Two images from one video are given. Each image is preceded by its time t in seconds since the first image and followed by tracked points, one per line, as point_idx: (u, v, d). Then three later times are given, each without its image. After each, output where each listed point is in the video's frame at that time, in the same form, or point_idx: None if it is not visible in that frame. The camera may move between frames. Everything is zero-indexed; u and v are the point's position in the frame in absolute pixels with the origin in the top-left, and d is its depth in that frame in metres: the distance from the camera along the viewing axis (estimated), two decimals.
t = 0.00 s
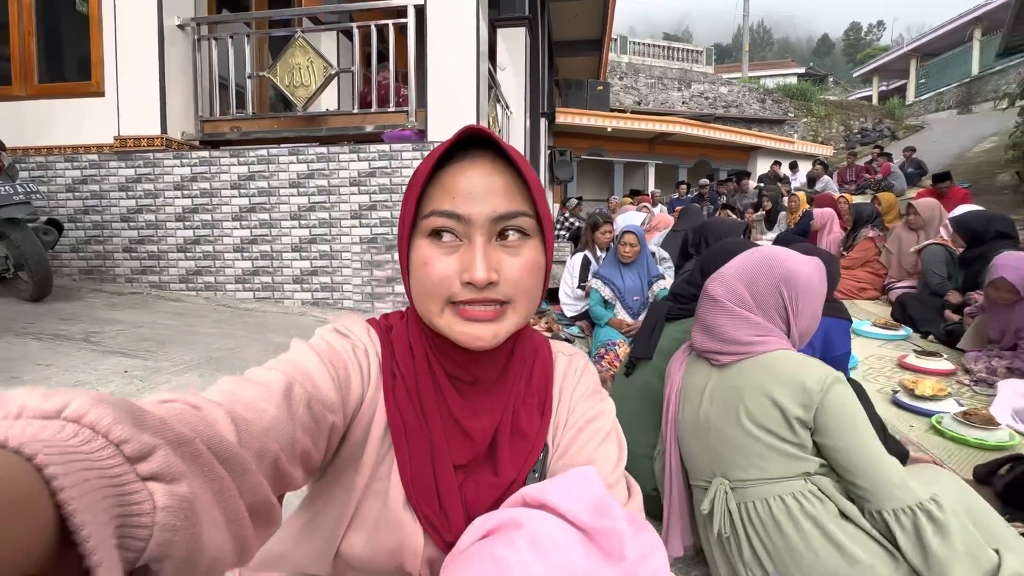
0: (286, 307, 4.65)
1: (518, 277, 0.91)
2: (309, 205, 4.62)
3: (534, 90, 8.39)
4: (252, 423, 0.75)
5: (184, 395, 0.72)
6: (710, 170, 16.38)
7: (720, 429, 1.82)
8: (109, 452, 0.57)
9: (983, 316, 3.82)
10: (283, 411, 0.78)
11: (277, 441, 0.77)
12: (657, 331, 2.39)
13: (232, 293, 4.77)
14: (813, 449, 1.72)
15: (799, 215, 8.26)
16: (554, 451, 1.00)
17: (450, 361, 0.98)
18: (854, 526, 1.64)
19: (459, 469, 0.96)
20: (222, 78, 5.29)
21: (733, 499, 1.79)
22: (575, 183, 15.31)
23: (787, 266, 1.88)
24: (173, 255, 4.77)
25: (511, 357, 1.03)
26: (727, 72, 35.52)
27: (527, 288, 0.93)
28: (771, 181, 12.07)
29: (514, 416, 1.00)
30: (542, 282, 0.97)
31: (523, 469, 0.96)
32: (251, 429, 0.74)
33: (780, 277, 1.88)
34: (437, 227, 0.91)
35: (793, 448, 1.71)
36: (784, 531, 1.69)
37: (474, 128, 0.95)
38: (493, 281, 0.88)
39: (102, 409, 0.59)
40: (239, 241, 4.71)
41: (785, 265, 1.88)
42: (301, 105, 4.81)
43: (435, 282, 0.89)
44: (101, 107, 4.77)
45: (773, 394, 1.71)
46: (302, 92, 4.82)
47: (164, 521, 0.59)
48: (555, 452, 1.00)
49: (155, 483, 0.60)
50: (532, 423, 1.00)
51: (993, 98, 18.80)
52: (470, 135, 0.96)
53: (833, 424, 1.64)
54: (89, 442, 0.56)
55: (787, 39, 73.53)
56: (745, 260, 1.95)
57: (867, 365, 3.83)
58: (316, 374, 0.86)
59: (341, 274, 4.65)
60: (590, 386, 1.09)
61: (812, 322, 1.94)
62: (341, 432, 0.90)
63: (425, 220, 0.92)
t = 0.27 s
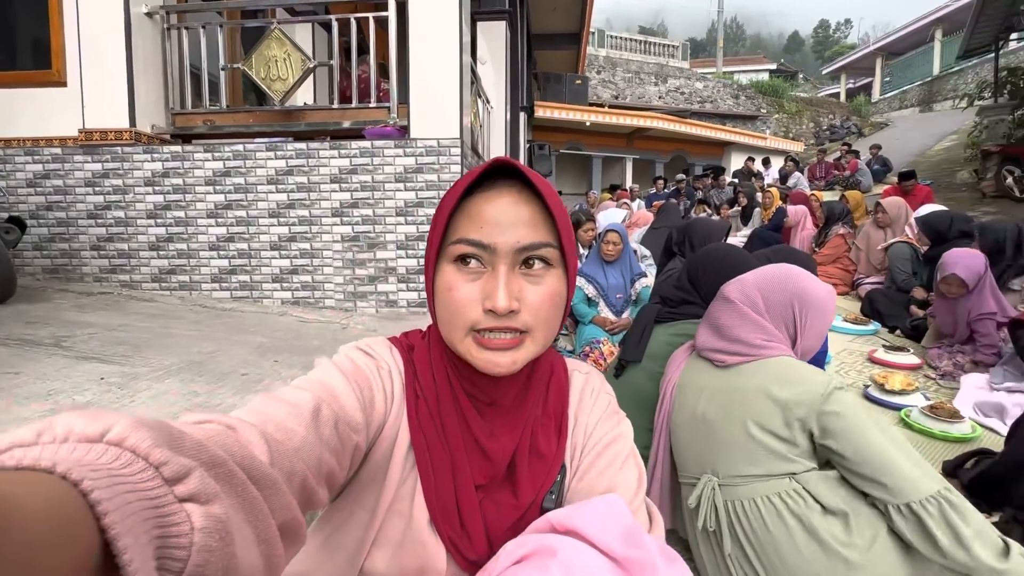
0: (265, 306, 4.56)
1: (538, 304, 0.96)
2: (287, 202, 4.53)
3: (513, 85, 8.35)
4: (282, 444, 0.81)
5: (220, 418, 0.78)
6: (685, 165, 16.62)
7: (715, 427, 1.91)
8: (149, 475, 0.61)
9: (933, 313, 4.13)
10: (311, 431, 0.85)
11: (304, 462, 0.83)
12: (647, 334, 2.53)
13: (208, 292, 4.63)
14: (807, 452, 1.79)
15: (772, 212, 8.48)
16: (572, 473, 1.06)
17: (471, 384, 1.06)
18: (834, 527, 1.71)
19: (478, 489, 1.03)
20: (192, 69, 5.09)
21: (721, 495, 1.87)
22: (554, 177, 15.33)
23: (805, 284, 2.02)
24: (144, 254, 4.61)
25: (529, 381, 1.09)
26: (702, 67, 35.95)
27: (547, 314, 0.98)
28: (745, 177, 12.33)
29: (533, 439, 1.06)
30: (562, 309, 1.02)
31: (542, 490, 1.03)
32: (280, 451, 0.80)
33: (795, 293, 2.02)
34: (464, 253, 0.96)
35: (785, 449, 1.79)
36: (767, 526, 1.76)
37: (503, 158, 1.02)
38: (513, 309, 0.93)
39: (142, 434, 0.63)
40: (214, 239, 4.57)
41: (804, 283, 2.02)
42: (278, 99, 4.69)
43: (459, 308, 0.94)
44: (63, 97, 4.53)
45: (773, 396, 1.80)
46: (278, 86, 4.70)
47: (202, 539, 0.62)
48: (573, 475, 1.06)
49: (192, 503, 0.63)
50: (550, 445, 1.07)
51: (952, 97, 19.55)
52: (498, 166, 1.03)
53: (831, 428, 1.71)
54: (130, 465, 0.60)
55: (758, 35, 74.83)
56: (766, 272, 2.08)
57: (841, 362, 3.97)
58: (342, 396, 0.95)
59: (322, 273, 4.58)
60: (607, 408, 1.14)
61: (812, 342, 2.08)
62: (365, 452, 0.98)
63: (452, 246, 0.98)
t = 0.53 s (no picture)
0: (243, 305, 4.46)
1: (539, 313, 1.05)
2: (266, 198, 4.43)
3: (495, 79, 8.29)
4: (284, 448, 0.82)
5: (221, 421, 0.78)
6: (665, 161, 16.82)
7: (741, 427, 1.94)
8: (150, 474, 0.60)
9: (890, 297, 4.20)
10: (315, 438, 0.88)
11: (305, 468, 0.84)
12: (632, 334, 2.55)
13: (183, 290, 4.50)
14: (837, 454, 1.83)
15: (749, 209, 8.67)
16: (575, 488, 1.14)
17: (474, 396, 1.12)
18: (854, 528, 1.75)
19: (482, 500, 1.10)
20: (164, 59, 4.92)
21: (743, 494, 1.90)
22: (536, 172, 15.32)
23: (816, 285, 2.06)
24: (115, 250, 4.45)
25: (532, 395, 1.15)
26: (681, 64, 36.34)
27: (547, 324, 1.06)
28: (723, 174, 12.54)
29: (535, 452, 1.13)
30: (563, 319, 1.11)
31: (545, 502, 1.10)
32: (282, 455, 0.81)
33: (809, 295, 2.06)
34: (471, 263, 1.07)
35: (813, 451, 1.83)
36: (789, 525, 1.80)
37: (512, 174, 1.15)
38: (513, 316, 1.02)
39: (144, 433, 0.63)
40: (190, 236, 4.45)
41: (816, 285, 2.07)
42: (255, 93, 4.57)
43: (464, 314, 1.03)
44: (24, 87, 4.31)
45: (803, 398, 1.83)
46: (255, 78, 4.58)
47: (199, 542, 0.61)
48: (577, 489, 1.14)
49: (190, 505, 0.63)
50: (553, 459, 1.14)
51: (919, 97, 20.18)
52: (507, 181, 1.16)
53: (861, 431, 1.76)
54: (131, 464, 0.60)
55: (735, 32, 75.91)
56: (777, 277, 2.13)
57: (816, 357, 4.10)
58: (348, 405, 0.99)
59: (303, 271, 4.50)
60: (611, 423, 1.22)
61: (830, 343, 2.12)
62: (367, 460, 1.03)
63: (461, 254, 1.08)
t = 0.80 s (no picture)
0: (224, 303, 4.37)
1: (527, 321, 1.06)
2: (247, 194, 4.34)
3: (480, 74, 8.24)
4: (274, 458, 0.82)
5: (209, 430, 0.78)
6: (649, 158, 16.94)
7: (764, 423, 1.97)
8: (135, 488, 0.59)
9: (859, 286, 4.46)
10: (306, 447, 0.87)
11: (296, 478, 0.84)
12: (617, 335, 2.60)
13: (161, 288, 4.39)
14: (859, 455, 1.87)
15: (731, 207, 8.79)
16: (572, 499, 1.15)
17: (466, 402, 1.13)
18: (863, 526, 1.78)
19: (478, 508, 1.11)
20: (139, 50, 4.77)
21: (759, 489, 1.91)
22: (520, 169, 15.30)
23: (836, 293, 2.12)
24: (88, 247, 4.30)
25: (526, 402, 1.16)
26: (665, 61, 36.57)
27: (535, 331, 1.06)
28: (705, 172, 12.69)
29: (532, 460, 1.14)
30: (552, 328, 1.11)
31: (543, 511, 1.11)
32: (273, 464, 0.81)
33: (831, 302, 2.12)
34: (462, 269, 1.07)
35: (833, 451, 1.86)
36: (803, 521, 1.81)
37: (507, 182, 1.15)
38: (500, 324, 1.02)
39: (130, 445, 0.62)
40: (167, 232, 4.34)
41: (837, 293, 2.12)
42: (234, 86, 4.47)
43: (453, 320, 1.04)
44: None
45: (832, 397, 1.88)
46: (235, 71, 4.47)
47: (186, 556, 0.60)
48: (574, 499, 1.15)
49: (176, 519, 0.62)
50: (550, 468, 1.16)
51: (894, 98, 20.67)
52: (501, 189, 1.16)
53: (886, 431, 1.81)
54: (116, 477, 0.59)
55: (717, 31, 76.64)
56: (797, 286, 2.19)
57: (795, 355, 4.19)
58: (341, 412, 0.99)
59: (285, 268, 4.44)
60: (610, 432, 1.24)
61: (852, 348, 2.17)
62: (361, 466, 1.04)
63: (452, 260, 1.09)
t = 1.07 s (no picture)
0: (209, 300, 4.31)
1: (528, 318, 1.07)
2: (233, 189, 4.28)
3: (469, 69, 8.20)
4: (267, 457, 0.82)
5: (200, 431, 0.78)
6: (637, 156, 17.05)
7: (773, 413, 1.99)
8: (126, 489, 0.59)
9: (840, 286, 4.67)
10: (299, 447, 0.87)
11: (289, 477, 0.84)
12: (607, 334, 2.62)
13: (144, 284, 4.32)
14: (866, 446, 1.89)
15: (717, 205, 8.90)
16: (568, 496, 1.18)
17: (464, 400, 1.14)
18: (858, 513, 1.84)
19: (475, 505, 1.12)
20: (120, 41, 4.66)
21: (762, 478, 1.97)
22: (509, 165, 15.29)
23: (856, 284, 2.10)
24: (68, 242, 4.20)
25: (522, 399, 1.17)
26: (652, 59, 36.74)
27: (536, 328, 1.08)
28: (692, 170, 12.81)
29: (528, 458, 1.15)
30: (552, 324, 1.13)
31: (540, 509, 1.13)
32: (265, 464, 0.81)
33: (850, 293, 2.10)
34: (461, 269, 1.08)
35: (840, 443, 1.89)
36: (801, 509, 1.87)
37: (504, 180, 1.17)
38: (503, 323, 1.03)
39: (119, 446, 0.62)
40: (151, 227, 4.26)
41: (857, 287, 2.11)
42: (219, 79, 4.39)
43: (456, 321, 1.05)
44: None
45: (842, 388, 1.89)
46: (220, 64, 4.40)
47: (178, 558, 0.60)
48: (571, 497, 1.17)
49: (168, 520, 0.61)
50: (547, 466, 1.17)
51: (876, 99, 21.05)
52: (496, 187, 1.17)
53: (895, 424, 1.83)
54: (106, 478, 0.58)
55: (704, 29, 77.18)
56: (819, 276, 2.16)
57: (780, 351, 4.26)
58: (334, 410, 0.99)
59: (273, 265, 4.39)
60: (605, 430, 1.28)
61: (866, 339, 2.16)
62: (356, 464, 1.04)
63: (449, 261, 1.09)
